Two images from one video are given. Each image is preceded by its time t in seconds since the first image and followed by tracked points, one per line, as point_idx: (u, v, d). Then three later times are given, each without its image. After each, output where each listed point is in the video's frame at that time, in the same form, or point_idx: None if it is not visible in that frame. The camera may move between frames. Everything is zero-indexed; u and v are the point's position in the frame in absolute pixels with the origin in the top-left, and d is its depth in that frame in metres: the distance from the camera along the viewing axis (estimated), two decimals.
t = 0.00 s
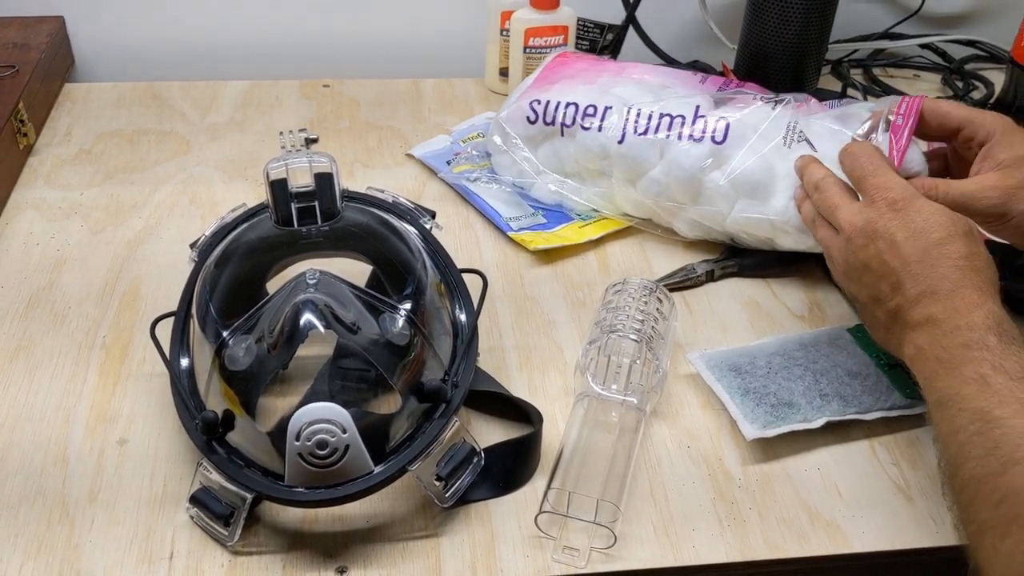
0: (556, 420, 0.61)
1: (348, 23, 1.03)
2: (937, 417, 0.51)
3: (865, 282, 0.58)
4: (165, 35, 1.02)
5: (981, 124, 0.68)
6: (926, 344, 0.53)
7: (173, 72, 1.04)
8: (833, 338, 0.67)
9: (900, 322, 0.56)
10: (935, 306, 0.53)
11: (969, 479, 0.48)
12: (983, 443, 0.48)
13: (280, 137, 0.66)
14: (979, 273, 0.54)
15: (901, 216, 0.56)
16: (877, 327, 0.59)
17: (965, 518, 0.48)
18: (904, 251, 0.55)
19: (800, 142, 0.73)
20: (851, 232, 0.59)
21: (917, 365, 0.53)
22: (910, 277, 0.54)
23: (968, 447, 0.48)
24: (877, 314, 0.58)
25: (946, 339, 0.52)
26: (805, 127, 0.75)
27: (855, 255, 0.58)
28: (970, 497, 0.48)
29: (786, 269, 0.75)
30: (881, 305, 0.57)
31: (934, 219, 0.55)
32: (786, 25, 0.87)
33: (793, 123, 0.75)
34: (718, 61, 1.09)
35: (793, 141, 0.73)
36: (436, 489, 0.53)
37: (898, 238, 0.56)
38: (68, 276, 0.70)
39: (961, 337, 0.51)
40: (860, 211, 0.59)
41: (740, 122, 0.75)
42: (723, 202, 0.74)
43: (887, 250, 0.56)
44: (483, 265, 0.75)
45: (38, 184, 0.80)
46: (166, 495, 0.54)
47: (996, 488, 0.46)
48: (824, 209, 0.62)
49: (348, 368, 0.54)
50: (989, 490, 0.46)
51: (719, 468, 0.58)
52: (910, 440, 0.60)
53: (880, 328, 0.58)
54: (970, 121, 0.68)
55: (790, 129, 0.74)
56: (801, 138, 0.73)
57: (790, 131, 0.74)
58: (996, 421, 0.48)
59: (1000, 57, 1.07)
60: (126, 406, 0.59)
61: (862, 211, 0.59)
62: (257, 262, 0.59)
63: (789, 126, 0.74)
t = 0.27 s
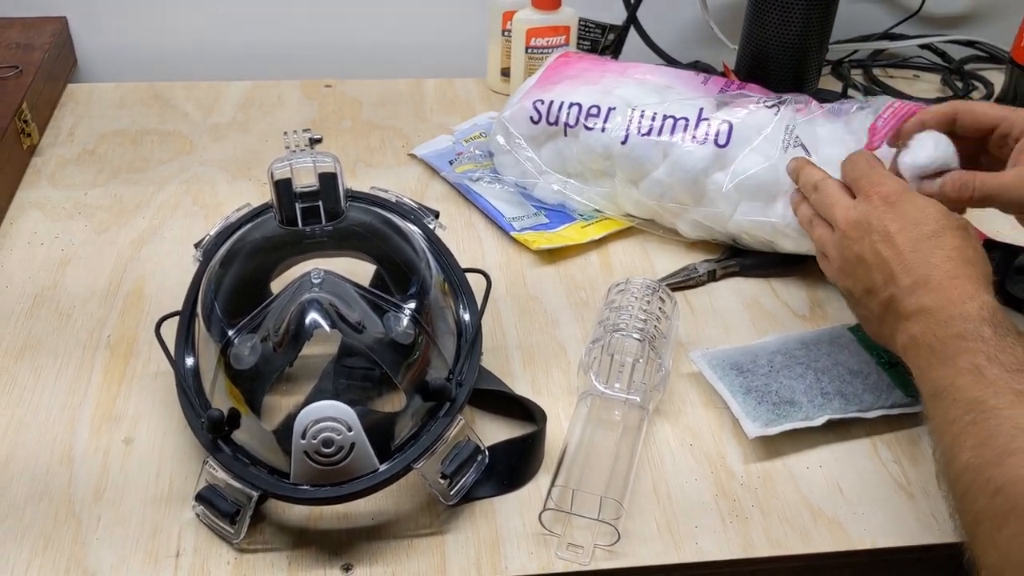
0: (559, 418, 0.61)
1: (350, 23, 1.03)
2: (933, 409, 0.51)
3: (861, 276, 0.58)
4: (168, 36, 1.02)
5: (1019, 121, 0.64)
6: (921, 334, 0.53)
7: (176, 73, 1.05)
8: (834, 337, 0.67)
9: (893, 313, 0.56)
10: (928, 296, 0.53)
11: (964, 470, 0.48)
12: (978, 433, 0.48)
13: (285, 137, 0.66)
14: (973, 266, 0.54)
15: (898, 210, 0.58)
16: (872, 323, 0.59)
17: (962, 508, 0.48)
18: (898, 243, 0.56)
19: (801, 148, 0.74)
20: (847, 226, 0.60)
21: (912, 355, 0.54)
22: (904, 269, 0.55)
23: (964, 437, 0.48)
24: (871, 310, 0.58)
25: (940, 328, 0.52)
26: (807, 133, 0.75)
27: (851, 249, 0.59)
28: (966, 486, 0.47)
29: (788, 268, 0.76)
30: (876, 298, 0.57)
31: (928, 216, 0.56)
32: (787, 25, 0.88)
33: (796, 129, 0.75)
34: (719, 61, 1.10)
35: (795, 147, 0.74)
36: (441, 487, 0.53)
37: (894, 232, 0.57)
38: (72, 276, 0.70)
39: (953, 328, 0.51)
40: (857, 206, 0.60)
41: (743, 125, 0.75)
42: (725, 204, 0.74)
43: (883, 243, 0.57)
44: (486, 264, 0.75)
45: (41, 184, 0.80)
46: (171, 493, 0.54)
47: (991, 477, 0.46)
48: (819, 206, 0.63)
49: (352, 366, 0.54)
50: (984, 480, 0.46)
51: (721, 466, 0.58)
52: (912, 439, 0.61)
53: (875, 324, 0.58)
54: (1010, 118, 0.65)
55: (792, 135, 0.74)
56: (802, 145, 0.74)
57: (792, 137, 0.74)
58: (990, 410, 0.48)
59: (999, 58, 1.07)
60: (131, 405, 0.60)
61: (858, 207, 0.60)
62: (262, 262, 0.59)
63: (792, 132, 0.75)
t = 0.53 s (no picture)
0: (561, 415, 0.62)
1: (351, 23, 1.03)
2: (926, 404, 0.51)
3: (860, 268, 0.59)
4: (170, 35, 1.02)
5: None
6: (911, 325, 0.53)
7: (178, 72, 1.05)
8: (835, 334, 0.67)
9: (887, 305, 0.56)
10: (920, 287, 0.53)
11: (960, 465, 0.47)
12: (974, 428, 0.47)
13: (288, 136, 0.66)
14: (969, 263, 0.54)
15: (901, 205, 0.58)
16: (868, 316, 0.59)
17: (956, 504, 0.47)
18: (897, 236, 0.56)
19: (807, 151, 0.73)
20: (851, 220, 0.60)
21: (902, 349, 0.54)
22: (898, 260, 0.55)
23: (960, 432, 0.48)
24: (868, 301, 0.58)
25: (929, 321, 0.52)
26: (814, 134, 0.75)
27: (854, 242, 0.60)
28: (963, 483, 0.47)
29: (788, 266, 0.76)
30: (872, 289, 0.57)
31: (931, 213, 0.57)
32: (789, 25, 0.88)
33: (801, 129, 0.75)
34: (719, 60, 1.10)
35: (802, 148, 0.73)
36: (444, 483, 0.53)
37: (894, 225, 0.57)
38: (76, 274, 0.70)
39: (942, 321, 0.51)
40: (863, 202, 0.61)
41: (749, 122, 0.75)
42: (732, 201, 0.74)
43: (884, 235, 0.57)
44: (488, 262, 0.75)
45: (44, 183, 0.80)
46: (176, 490, 0.54)
47: (990, 472, 0.46)
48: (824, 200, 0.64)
49: (356, 363, 0.55)
50: (982, 474, 0.46)
51: (722, 462, 0.58)
52: (912, 435, 0.61)
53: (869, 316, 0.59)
54: None
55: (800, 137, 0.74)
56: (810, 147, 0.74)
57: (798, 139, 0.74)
58: (984, 405, 0.48)
59: (999, 57, 1.08)
60: (135, 403, 0.60)
61: (865, 203, 0.60)
62: (267, 259, 0.59)
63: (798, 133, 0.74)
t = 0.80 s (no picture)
0: (561, 413, 0.62)
1: (352, 22, 1.04)
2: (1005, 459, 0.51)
3: (932, 303, 0.58)
4: (170, 34, 1.02)
5: None
6: (998, 373, 0.53)
7: (178, 70, 1.05)
8: (834, 333, 0.67)
9: (970, 347, 0.56)
10: (1010, 333, 0.53)
11: None
12: None
13: (289, 134, 0.66)
14: None
15: (978, 235, 0.56)
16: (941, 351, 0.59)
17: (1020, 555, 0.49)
18: (975, 272, 0.55)
19: (808, 151, 0.74)
20: (917, 249, 0.59)
21: (987, 397, 0.54)
22: (983, 301, 0.55)
23: None
24: (942, 337, 0.59)
25: (1016, 368, 0.52)
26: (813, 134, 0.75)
27: (922, 273, 0.59)
28: None
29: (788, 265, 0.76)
30: (948, 327, 0.58)
31: (1008, 244, 0.55)
32: (788, 24, 0.88)
33: (802, 129, 0.75)
34: (719, 59, 1.10)
35: (802, 148, 0.74)
36: (445, 481, 0.54)
37: (971, 259, 0.56)
38: (78, 273, 0.70)
39: None
40: (933, 229, 0.59)
41: (748, 123, 0.75)
42: (731, 202, 0.75)
43: (961, 271, 0.56)
44: (488, 261, 0.76)
45: (46, 182, 0.80)
46: (177, 488, 0.54)
47: None
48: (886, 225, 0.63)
49: (357, 362, 0.55)
50: None
51: (722, 460, 0.59)
52: (910, 433, 0.61)
53: (942, 352, 0.59)
54: None
55: (800, 137, 0.74)
56: (809, 147, 0.74)
57: (798, 138, 0.74)
58: None
59: (998, 56, 1.08)
60: (136, 401, 0.60)
61: (934, 231, 0.59)
62: (268, 258, 0.59)
63: (799, 133, 0.75)
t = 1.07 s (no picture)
0: (557, 413, 0.62)
1: (349, 23, 1.04)
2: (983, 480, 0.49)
3: (894, 331, 0.56)
4: (167, 34, 1.02)
5: None
6: (962, 396, 0.50)
7: (175, 70, 1.05)
8: (830, 333, 0.67)
9: (933, 370, 0.54)
10: (959, 352, 0.50)
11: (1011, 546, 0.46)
12: None
13: (284, 134, 0.66)
14: (1006, 302, 0.50)
15: (907, 260, 0.54)
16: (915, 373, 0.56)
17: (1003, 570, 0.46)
18: (913, 297, 0.53)
19: (804, 151, 0.74)
20: (863, 283, 0.57)
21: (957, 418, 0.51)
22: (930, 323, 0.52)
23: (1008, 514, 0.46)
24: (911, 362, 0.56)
25: (973, 391, 0.49)
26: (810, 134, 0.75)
27: (874, 306, 0.57)
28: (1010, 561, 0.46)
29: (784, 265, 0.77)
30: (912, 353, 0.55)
31: (941, 257, 0.53)
32: (784, 24, 0.88)
33: (797, 129, 0.75)
34: (715, 60, 1.11)
35: (798, 148, 0.74)
36: (440, 481, 0.54)
37: (908, 284, 0.54)
38: (74, 273, 0.70)
39: (989, 390, 0.48)
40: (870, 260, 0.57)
41: (744, 123, 0.76)
42: (726, 202, 0.75)
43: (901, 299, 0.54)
44: (485, 261, 0.76)
45: (42, 182, 0.80)
46: (173, 488, 0.54)
47: None
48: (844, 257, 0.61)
49: (353, 362, 0.55)
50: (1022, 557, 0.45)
51: (718, 460, 0.59)
52: (906, 433, 0.61)
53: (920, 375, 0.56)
54: None
55: (795, 138, 0.74)
56: (805, 147, 0.74)
57: (794, 139, 0.74)
58: None
59: (995, 56, 1.08)
60: (132, 401, 0.60)
61: (871, 262, 0.57)
62: (264, 258, 0.59)
63: (794, 133, 0.75)
